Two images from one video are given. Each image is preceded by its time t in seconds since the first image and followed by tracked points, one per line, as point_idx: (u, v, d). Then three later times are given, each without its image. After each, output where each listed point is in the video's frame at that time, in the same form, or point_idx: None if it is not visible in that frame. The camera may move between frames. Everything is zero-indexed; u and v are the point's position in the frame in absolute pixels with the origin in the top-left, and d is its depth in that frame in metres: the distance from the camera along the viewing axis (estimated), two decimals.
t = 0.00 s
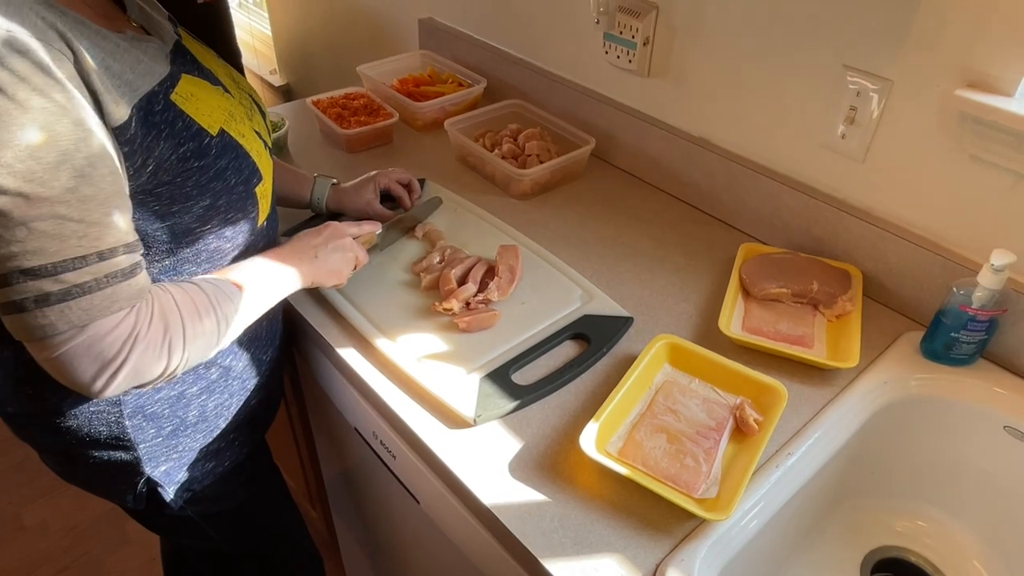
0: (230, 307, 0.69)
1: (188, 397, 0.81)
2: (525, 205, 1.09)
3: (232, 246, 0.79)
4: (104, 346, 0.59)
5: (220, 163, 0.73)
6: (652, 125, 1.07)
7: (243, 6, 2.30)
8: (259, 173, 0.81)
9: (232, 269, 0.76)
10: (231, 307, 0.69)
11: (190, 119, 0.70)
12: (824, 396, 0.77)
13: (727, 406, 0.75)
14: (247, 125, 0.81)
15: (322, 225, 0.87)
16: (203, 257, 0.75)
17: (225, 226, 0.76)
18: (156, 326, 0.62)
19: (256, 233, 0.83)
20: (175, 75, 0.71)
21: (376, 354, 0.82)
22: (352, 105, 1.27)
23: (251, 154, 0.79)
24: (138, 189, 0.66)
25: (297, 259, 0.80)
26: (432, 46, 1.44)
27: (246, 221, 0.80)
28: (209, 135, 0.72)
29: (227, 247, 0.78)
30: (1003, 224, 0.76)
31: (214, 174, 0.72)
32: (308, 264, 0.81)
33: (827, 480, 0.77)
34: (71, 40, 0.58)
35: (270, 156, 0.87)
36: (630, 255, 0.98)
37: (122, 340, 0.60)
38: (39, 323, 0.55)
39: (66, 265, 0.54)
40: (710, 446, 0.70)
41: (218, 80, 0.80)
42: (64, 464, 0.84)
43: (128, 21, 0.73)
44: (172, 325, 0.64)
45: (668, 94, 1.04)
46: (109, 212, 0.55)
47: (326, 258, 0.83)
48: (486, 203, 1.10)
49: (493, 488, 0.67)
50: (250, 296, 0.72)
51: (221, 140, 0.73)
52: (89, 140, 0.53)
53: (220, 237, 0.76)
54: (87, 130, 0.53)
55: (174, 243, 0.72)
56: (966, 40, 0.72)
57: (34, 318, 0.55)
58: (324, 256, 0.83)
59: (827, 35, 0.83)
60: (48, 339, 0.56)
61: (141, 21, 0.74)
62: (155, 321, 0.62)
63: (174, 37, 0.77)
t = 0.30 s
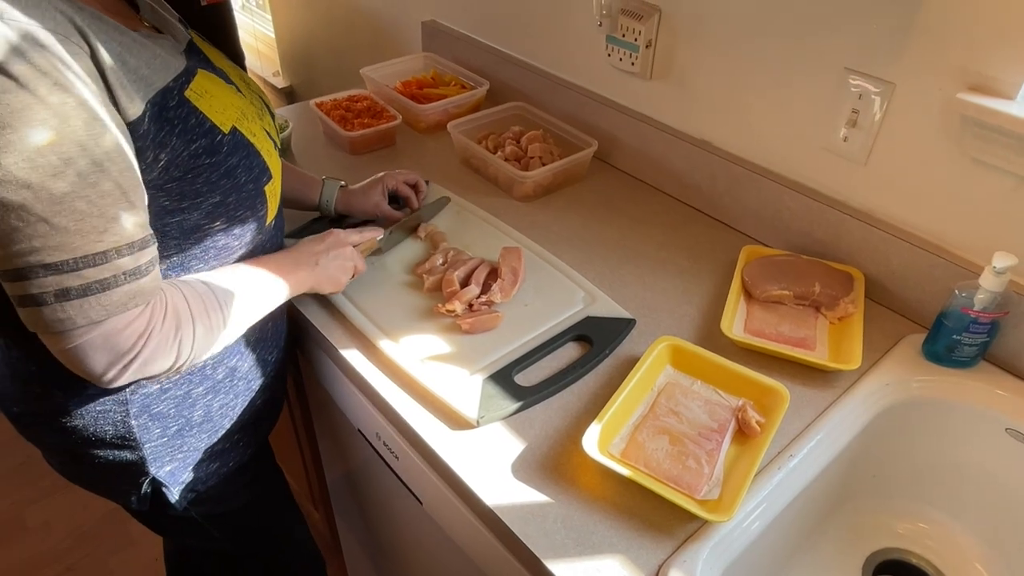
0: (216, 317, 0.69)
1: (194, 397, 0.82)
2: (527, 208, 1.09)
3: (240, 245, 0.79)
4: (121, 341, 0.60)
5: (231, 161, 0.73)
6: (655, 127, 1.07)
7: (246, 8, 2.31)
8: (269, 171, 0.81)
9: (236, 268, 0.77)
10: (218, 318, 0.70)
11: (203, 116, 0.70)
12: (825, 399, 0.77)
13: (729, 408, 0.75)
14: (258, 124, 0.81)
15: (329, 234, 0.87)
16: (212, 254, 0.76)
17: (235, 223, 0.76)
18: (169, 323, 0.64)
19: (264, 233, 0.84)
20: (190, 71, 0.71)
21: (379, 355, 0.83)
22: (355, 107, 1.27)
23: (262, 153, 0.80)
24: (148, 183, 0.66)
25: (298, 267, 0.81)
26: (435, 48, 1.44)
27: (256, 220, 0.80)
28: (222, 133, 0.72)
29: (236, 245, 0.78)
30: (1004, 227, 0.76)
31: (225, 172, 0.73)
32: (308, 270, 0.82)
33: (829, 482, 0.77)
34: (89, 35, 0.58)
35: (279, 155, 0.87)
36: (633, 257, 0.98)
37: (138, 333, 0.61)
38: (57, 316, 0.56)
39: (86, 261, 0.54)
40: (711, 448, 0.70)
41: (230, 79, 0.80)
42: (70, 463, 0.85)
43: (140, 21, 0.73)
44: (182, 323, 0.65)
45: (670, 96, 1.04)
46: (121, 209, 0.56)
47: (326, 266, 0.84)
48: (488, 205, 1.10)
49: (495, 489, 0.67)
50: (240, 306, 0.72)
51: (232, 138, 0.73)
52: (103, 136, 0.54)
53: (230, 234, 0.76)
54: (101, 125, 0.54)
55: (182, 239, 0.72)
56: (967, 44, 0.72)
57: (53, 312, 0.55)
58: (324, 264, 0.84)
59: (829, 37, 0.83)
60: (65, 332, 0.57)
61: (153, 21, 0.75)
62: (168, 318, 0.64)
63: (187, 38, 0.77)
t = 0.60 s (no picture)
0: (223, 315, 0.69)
1: (200, 397, 0.82)
2: (529, 209, 1.09)
3: (245, 251, 0.79)
4: (11, 370, 0.54)
5: (232, 170, 0.74)
6: (656, 129, 1.07)
7: (248, 10, 2.31)
8: (271, 178, 0.82)
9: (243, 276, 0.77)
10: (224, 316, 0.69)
11: (202, 127, 0.70)
12: (826, 400, 0.77)
13: (730, 409, 0.75)
14: (259, 130, 0.81)
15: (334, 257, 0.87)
16: (217, 263, 0.76)
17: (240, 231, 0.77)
18: (79, 355, 0.58)
19: (269, 237, 0.84)
20: (188, 82, 0.71)
21: (381, 357, 0.83)
22: (357, 108, 1.27)
23: (264, 160, 0.80)
24: (153, 196, 0.66)
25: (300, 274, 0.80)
26: (436, 49, 1.45)
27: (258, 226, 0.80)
28: (222, 142, 0.72)
29: (241, 252, 0.79)
30: (1005, 229, 0.76)
31: (227, 181, 0.73)
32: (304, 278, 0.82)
33: (830, 484, 0.77)
34: (81, 44, 0.59)
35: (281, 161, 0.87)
36: (634, 259, 0.98)
37: (36, 366, 0.55)
38: None
39: None
40: (713, 449, 0.71)
41: (230, 84, 0.81)
42: (75, 465, 0.85)
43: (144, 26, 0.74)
44: (98, 356, 0.59)
45: (672, 98, 1.04)
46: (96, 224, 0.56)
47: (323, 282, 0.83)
48: (489, 206, 1.10)
49: (497, 489, 0.67)
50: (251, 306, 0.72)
51: (233, 147, 0.74)
52: (87, 150, 0.55)
53: (234, 242, 0.77)
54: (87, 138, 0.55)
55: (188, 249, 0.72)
56: (968, 46, 0.72)
57: None
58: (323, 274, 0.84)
59: (830, 39, 0.83)
60: None
61: (156, 27, 0.76)
62: (80, 347, 0.58)
63: (189, 45, 0.77)
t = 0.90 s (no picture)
0: (215, 346, 0.69)
1: (194, 413, 0.82)
2: (529, 209, 1.09)
3: (230, 290, 0.78)
4: None
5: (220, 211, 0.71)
6: (656, 129, 1.07)
7: (247, 11, 2.31)
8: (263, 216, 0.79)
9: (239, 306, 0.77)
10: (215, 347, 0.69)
11: (188, 166, 0.68)
12: (827, 400, 0.77)
13: (730, 409, 0.75)
14: (256, 162, 0.79)
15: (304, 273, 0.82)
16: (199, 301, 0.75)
17: (224, 273, 0.76)
18: (59, 405, 0.57)
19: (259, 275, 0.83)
20: (176, 115, 0.69)
21: (381, 357, 0.83)
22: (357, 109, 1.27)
23: (255, 197, 0.77)
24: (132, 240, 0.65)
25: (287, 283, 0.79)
26: (437, 49, 1.45)
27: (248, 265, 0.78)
28: (208, 182, 0.70)
29: (226, 292, 0.78)
30: (1006, 229, 0.76)
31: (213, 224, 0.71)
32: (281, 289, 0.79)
33: (830, 485, 0.77)
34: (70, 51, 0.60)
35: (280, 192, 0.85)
36: (634, 259, 0.98)
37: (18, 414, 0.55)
38: None
39: None
40: (713, 449, 0.71)
41: (233, 109, 0.79)
42: (70, 479, 0.85)
43: (147, 44, 0.74)
44: (78, 406, 0.59)
45: (672, 98, 1.04)
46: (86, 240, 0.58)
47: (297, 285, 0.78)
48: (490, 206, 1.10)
49: (497, 489, 0.67)
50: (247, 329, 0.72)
51: (220, 186, 0.72)
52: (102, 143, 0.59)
53: (217, 283, 0.76)
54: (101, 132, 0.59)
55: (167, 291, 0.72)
56: (969, 46, 0.72)
57: None
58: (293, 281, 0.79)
59: (830, 40, 0.83)
60: None
61: (162, 45, 0.75)
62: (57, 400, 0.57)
63: (194, 68, 0.76)
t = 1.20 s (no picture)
0: (223, 363, 0.69)
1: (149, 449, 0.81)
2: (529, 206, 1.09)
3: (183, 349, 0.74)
4: (45, 431, 0.57)
5: (180, 267, 0.67)
6: (657, 127, 1.07)
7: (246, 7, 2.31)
8: (239, 285, 0.73)
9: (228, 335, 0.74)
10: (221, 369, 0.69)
11: (162, 213, 0.64)
12: (829, 398, 0.77)
13: (731, 407, 0.75)
14: (257, 227, 0.73)
15: (301, 290, 0.80)
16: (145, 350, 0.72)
17: (174, 329, 0.72)
18: (105, 412, 0.61)
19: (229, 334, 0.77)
20: (178, 155, 0.65)
21: (381, 354, 0.82)
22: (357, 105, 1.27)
23: (235, 262, 0.71)
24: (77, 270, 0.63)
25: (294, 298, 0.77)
26: (437, 46, 1.44)
27: (207, 329, 0.74)
28: (180, 236, 0.66)
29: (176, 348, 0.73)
30: (1008, 225, 0.76)
31: (168, 280, 0.67)
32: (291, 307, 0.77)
33: (832, 482, 0.77)
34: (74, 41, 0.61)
35: (280, 257, 0.79)
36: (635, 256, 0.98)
37: (68, 424, 0.58)
38: None
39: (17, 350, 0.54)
40: (714, 447, 0.70)
41: (260, 160, 0.74)
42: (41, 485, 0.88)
43: (180, 69, 0.71)
44: (122, 411, 0.62)
45: (673, 95, 1.04)
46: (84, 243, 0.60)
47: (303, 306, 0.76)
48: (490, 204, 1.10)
49: (497, 487, 0.67)
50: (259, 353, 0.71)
51: (192, 244, 0.67)
52: (128, 122, 0.61)
53: (164, 338, 0.72)
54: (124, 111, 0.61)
55: (108, 328, 0.69)
56: (971, 42, 0.72)
57: None
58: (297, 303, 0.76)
59: (831, 35, 0.83)
60: None
61: (201, 75, 0.71)
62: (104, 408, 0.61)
63: (230, 106, 0.73)
